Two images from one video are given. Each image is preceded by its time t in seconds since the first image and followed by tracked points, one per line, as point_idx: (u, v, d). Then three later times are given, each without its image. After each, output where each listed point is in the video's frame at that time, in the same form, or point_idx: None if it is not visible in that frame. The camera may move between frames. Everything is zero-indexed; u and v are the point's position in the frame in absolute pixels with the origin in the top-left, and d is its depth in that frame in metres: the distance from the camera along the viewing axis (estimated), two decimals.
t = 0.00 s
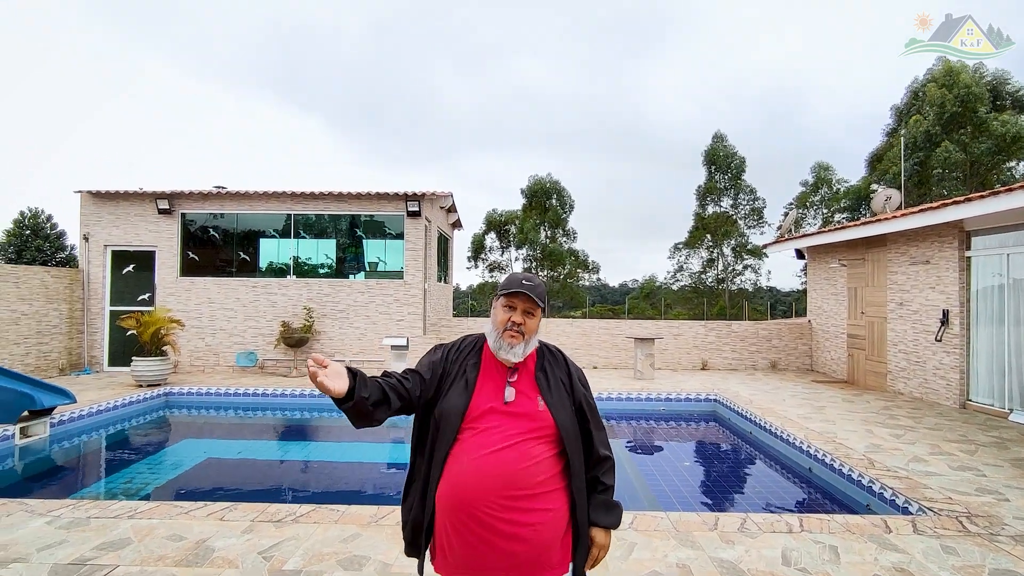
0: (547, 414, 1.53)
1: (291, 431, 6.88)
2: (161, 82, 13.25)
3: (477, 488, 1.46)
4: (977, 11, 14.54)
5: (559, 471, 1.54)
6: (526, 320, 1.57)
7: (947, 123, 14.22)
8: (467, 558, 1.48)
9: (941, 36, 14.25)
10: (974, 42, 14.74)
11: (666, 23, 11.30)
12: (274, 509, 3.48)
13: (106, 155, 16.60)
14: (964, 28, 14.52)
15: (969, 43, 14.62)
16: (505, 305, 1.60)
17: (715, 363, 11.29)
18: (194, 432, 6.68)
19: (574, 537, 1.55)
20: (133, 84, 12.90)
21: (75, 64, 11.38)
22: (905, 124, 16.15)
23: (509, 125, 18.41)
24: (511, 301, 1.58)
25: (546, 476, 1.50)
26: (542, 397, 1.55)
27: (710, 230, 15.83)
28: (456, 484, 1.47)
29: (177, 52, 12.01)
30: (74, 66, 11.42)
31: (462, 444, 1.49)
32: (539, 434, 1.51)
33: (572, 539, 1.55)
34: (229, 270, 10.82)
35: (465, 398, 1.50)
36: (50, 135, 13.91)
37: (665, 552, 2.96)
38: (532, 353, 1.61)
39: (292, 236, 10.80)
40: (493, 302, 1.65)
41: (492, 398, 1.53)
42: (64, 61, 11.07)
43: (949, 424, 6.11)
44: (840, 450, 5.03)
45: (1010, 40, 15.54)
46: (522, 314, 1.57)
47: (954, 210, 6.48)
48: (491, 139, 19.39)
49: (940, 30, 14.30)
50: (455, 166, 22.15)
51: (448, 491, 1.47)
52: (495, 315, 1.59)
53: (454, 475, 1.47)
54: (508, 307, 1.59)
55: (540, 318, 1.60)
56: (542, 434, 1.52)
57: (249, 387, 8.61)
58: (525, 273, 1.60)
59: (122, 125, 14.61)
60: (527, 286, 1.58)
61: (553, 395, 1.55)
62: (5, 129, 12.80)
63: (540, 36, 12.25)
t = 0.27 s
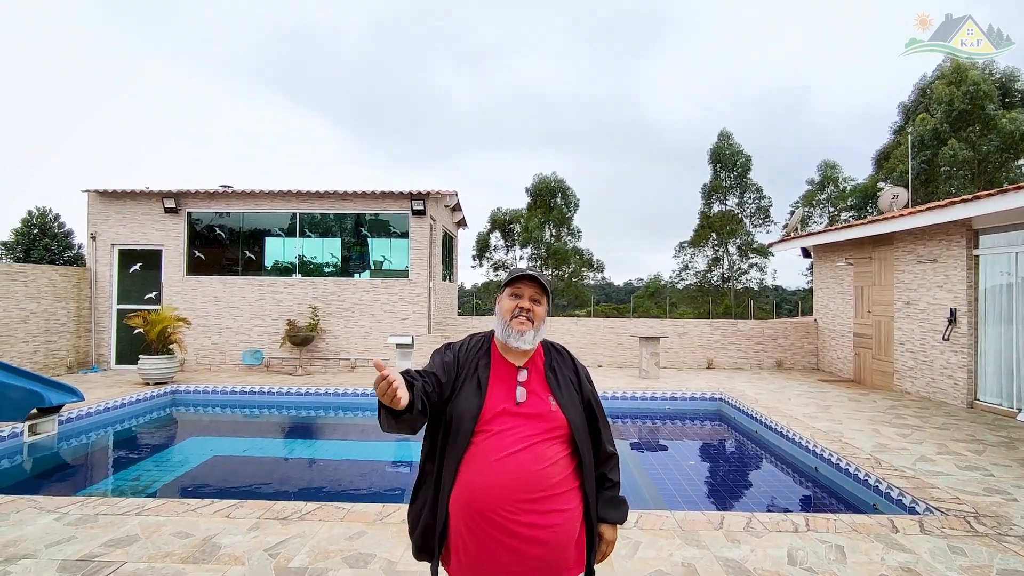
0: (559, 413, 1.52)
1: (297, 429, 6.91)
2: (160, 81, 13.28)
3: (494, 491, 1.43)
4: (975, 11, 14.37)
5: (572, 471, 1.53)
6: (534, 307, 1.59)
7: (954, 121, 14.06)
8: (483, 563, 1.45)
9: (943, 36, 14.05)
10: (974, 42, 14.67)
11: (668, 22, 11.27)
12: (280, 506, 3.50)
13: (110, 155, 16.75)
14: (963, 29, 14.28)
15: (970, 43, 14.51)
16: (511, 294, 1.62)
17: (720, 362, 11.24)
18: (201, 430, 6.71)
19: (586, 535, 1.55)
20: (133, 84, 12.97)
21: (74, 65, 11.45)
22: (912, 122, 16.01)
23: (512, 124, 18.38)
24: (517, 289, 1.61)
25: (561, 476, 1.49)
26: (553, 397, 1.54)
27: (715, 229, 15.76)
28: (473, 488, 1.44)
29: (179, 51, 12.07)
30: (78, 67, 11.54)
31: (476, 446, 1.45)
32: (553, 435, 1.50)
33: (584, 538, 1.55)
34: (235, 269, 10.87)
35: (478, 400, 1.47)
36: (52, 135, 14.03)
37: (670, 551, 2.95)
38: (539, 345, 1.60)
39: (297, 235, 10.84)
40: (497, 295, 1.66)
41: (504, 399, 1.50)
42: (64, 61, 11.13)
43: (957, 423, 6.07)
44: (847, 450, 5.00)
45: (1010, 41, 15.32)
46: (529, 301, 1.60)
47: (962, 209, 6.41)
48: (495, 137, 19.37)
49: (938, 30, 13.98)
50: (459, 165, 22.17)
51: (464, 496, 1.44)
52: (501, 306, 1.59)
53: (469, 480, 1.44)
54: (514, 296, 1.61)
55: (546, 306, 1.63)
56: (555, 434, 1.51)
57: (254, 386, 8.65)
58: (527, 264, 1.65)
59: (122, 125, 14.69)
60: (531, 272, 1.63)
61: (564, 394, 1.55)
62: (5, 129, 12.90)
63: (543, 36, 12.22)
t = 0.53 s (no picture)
0: (570, 415, 1.49)
1: (300, 427, 6.93)
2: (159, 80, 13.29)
3: (504, 496, 1.40)
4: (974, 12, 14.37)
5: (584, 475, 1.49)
6: (540, 301, 1.60)
7: (959, 119, 13.98)
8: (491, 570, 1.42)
9: (942, 36, 14.04)
10: (974, 42, 14.61)
11: (669, 21, 11.26)
12: (283, 504, 3.51)
13: (112, 154, 16.83)
14: (964, 28, 14.32)
15: (970, 43, 14.45)
16: (515, 291, 1.64)
17: (723, 361, 11.22)
18: (204, 428, 6.74)
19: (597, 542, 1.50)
20: (133, 84, 13.03)
21: (75, 64, 11.48)
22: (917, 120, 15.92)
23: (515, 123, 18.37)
24: (520, 284, 1.64)
25: (572, 480, 1.45)
26: (564, 397, 1.51)
27: (718, 227, 15.72)
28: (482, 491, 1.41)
29: (181, 51, 12.11)
30: (82, 65, 11.59)
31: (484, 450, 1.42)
32: (564, 436, 1.46)
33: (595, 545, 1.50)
34: (239, 267, 10.91)
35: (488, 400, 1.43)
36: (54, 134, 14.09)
37: (672, 550, 2.95)
38: (546, 342, 1.59)
39: (300, 233, 10.86)
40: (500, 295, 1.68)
41: (513, 399, 1.46)
42: (64, 61, 11.16)
43: (961, 422, 6.04)
44: (850, 449, 4.98)
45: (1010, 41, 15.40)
46: (534, 296, 1.61)
47: (966, 207, 6.39)
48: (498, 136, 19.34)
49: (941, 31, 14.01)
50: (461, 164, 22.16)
51: (472, 501, 1.42)
52: (505, 303, 1.61)
53: (478, 483, 1.41)
54: (517, 292, 1.63)
55: (550, 301, 1.65)
56: (566, 435, 1.47)
57: (257, 384, 8.68)
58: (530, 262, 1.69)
59: (122, 125, 14.73)
60: (533, 268, 1.68)
61: (573, 394, 1.52)
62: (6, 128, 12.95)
63: (545, 35, 12.20)
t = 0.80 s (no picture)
0: (582, 417, 1.47)
1: (300, 425, 6.93)
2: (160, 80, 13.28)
3: (513, 499, 1.38)
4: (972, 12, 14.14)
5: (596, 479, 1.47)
6: (548, 305, 1.56)
7: (960, 118, 13.94)
8: None
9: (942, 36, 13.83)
10: (972, 43, 14.44)
11: (669, 21, 11.24)
12: (283, 503, 3.51)
13: (112, 153, 16.83)
14: (962, 30, 14.07)
15: (969, 43, 14.28)
16: (522, 294, 1.60)
17: (723, 360, 11.21)
18: (204, 426, 6.74)
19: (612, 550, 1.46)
20: (133, 84, 13.02)
21: (74, 64, 11.48)
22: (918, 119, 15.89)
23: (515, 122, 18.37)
24: (528, 287, 1.59)
25: (585, 484, 1.43)
26: (576, 399, 1.50)
27: (719, 226, 15.71)
28: (492, 494, 1.40)
29: (181, 51, 12.10)
30: (81, 65, 11.58)
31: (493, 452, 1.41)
32: (575, 438, 1.45)
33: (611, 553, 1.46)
34: (239, 266, 10.91)
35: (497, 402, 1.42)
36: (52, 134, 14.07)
37: (673, 549, 2.95)
38: (556, 346, 1.57)
39: (300, 232, 10.86)
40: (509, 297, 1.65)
41: (522, 401, 1.44)
42: (63, 61, 11.15)
43: (962, 422, 6.04)
44: (850, 448, 4.98)
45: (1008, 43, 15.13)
46: (542, 299, 1.58)
47: (967, 207, 6.38)
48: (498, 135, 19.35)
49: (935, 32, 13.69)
50: (462, 162, 22.15)
51: (481, 504, 1.40)
52: (513, 308, 1.57)
53: (488, 486, 1.40)
54: (525, 295, 1.59)
55: (559, 303, 1.60)
56: (578, 437, 1.46)
57: (257, 382, 8.68)
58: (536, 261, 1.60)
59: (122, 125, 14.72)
60: (541, 269, 1.60)
61: (586, 396, 1.51)
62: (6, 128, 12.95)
63: (544, 34, 12.18)
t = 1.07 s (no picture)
0: (586, 423, 1.46)
1: (297, 425, 6.91)
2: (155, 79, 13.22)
3: (516, 509, 1.37)
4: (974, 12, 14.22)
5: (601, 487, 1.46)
6: (550, 304, 1.56)
7: (956, 119, 13.99)
8: None
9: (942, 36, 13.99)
10: (973, 43, 14.49)
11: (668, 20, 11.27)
12: (281, 502, 3.50)
13: (110, 151, 16.80)
14: (964, 29, 14.22)
15: (969, 43, 14.34)
16: (524, 293, 1.61)
17: (720, 360, 11.24)
18: (201, 426, 6.72)
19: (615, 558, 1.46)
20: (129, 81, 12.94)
21: (69, 62, 11.42)
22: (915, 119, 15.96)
23: (513, 121, 18.36)
24: (530, 285, 1.60)
25: (589, 492, 1.42)
26: (580, 405, 1.48)
27: (715, 226, 15.76)
28: (494, 505, 1.38)
29: (175, 49, 12.04)
30: (78, 61, 11.51)
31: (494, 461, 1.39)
32: (579, 446, 1.43)
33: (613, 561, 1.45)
34: (235, 265, 10.87)
35: (498, 409, 1.41)
36: (44, 131, 13.91)
37: (671, 549, 2.95)
38: (559, 346, 1.56)
39: (297, 231, 10.83)
40: (511, 296, 1.65)
41: (525, 408, 1.43)
42: (58, 58, 11.09)
43: (958, 422, 6.06)
44: (847, 448, 5.00)
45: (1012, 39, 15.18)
46: (544, 299, 1.58)
47: (963, 208, 6.41)
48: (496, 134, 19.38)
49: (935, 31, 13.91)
50: (460, 161, 22.13)
51: (483, 515, 1.39)
52: (515, 306, 1.57)
53: (490, 495, 1.39)
54: (527, 294, 1.60)
55: (562, 303, 1.60)
56: (581, 444, 1.44)
57: (254, 382, 8.66)
58: (539, 259, 1.61)
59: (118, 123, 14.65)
60: (542, 266, 1.60)
61: (590, 403, 1.50)
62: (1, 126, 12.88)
63: (543, 32, 12.16)
